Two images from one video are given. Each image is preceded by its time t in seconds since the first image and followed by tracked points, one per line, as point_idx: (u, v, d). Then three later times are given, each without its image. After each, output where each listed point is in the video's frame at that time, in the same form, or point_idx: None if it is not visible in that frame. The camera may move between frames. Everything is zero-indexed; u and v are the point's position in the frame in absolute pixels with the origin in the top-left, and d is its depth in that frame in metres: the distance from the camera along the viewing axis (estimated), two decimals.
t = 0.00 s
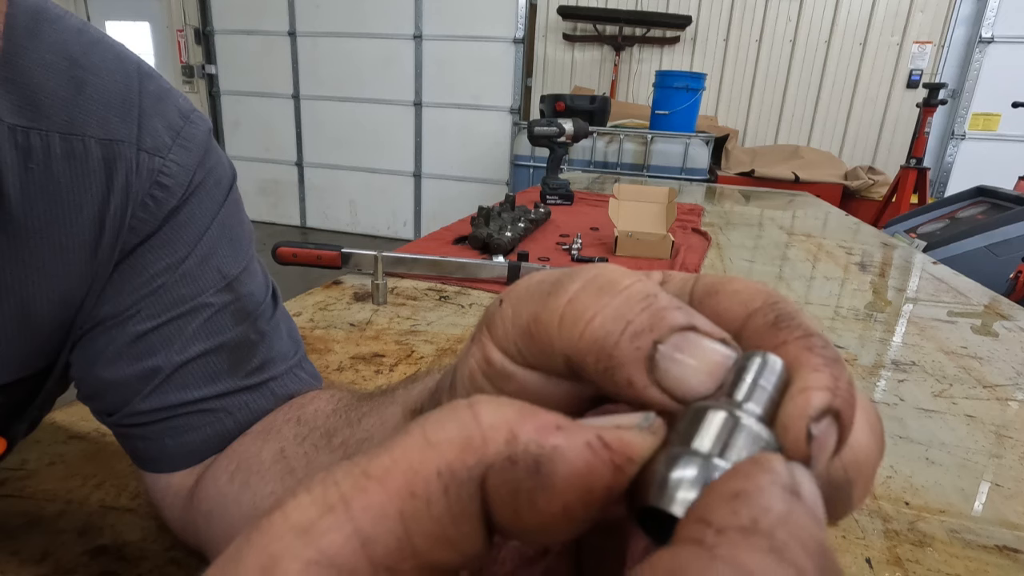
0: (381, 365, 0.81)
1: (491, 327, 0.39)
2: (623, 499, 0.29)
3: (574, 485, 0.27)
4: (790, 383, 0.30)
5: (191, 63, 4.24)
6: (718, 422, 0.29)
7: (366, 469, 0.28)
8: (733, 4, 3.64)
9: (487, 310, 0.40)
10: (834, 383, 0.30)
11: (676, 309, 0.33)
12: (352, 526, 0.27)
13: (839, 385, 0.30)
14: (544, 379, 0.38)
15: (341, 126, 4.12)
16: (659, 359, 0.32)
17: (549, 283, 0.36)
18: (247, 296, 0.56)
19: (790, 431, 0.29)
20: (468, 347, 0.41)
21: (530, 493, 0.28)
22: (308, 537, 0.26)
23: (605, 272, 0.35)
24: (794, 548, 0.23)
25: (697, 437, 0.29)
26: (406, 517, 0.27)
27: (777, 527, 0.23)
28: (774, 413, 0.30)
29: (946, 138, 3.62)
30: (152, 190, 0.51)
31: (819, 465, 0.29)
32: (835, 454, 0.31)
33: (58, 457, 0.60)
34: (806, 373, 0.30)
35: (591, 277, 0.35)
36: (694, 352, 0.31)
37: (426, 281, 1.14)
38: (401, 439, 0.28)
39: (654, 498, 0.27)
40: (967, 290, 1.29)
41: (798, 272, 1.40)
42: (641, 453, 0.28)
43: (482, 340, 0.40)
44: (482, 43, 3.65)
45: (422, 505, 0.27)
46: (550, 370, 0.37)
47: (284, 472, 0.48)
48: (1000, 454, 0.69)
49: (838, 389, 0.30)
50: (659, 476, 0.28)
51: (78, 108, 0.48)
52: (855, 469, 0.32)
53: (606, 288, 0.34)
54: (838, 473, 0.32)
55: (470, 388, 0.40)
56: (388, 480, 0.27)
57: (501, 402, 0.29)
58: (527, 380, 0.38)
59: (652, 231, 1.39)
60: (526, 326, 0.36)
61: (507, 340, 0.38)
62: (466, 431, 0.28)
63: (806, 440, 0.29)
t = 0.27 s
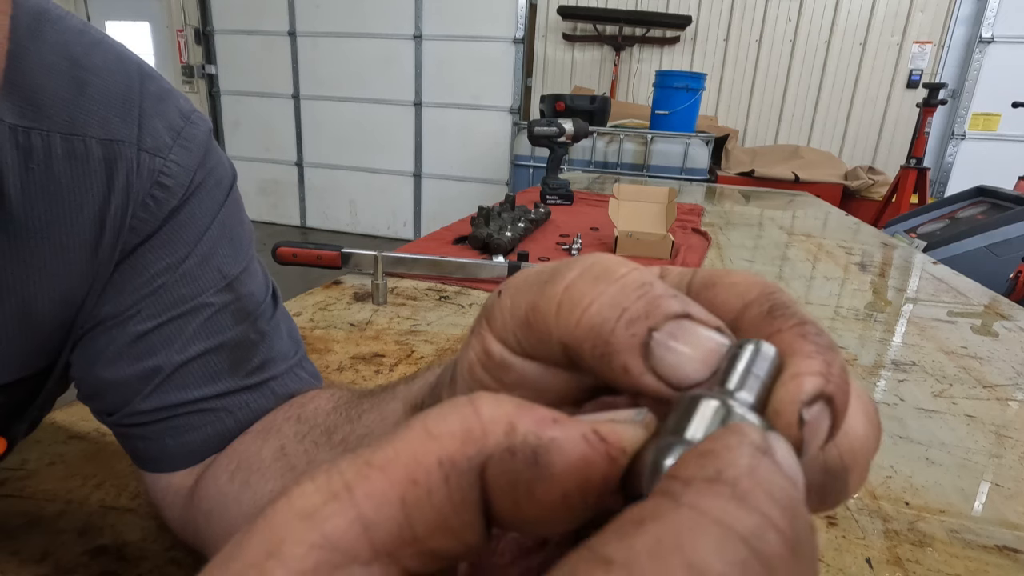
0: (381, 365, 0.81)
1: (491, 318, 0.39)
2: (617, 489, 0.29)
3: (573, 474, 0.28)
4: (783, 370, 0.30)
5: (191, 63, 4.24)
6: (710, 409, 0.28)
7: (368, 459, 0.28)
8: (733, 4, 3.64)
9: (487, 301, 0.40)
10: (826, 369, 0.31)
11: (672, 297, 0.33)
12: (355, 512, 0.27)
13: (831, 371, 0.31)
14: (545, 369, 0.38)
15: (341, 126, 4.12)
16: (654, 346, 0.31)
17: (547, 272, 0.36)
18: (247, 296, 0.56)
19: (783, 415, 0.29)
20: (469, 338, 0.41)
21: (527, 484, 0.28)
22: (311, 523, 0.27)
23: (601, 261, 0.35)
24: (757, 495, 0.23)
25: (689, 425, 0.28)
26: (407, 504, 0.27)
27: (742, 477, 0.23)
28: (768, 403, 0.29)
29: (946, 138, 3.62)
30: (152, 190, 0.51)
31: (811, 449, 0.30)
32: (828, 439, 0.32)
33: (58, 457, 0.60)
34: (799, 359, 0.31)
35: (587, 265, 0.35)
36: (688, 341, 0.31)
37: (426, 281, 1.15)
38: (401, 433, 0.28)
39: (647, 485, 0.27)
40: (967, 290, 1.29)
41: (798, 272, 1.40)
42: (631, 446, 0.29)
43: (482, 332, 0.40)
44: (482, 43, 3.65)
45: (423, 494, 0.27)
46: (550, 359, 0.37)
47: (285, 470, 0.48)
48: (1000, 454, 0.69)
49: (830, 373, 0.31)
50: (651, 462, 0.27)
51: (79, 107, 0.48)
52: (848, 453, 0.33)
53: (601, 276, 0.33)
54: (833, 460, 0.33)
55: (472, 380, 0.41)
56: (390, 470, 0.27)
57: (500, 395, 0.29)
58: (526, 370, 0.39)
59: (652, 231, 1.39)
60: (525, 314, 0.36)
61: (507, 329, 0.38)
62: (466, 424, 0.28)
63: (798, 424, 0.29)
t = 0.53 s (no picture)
0: (381, 365, 0.81)
1: (483, 313, 0.39)
2: (598, 490, 0.29)
3: (551, 477, 0.27)
4: (762, 364, 0.30)
5: (191, 63, 4.24)
6: (689, 411, 0.28)
7: (344, 466, 0.28)
8: (733, 4, 3.64)
9: (479, 298, 0.40)
10: (802, 361, 0.30)
11: (657, 294, 0.32)
12: (334, 524, 0.27)
13: (808, 362, 0.31)
14: (535, 364, 0.38)
15: (341, 126, 4.12)
16: (638, 344, 0.31)
17: (536, 269, 0.36)
18: (248, 295, 0.56)
19: (760, 410, 0.29)
20: (462, 333, 0.41)
21: (504, 485, 0.28)
22: (289, 537, 0.26)
23: (588, 259, 0.34)
24: (770, 500, 0.23)
25: (667, 430, 0.28)
26: (386, 511, 0.27)
27: (753, 481, 0.24)
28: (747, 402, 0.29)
29: (946, 138, 3.62)
30: (154, 190, 0.51)
31: (789, 444, 0.30)
32: (810, 431, 0.31)
33: (58, 457, 0.60)
34: (775, 352, 0.31)
35: (574, 264, 0.34)
36: (671, 340, 0.31)
37: (426, 281, 1.15)
38: (378, 435, 0.28)
39: (627, 490, 0.27)
40: (967, 289, 1.29)
41: (798, 272, 1.40)
42: (612, 449, 0.29)
43: (473, 325, 0.40)
44: (482, 43, 3.65)
45: (401, 498, 0.28)
46: (540, 356, 0.37)
47: (285, 467, 0.48)
48: (1000, 453, 0.69)
49: (807, 366, 0.30)
50: (631, 466, 0.27)
51: (80, 107, 0.48)
52: (832, 444, 0.32)
53: (586, 274, 0.33)
54: (815, 452, 0.32)
55: (465, 372, 0.41)
56: (367, 475, 0.27)
57: (476, 394, 0.29)
58: (516, 364, 0.38)
59: (652, 232, 1.39)
60: (514, 311, 0.36)
61: (497, 326, 0.38)
62: (442, 422, 0.28)
63: (776, 419, 0.29)
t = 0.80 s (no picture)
0: (381, 365, 0.81)
1: (481, 314, 0.39)
2: (595, 493, 0.29)
3: (544, 481, 0.27)
4: (758, 363, 0.30)
5: (191, 63, 4.24)
6: (685, 411, 0.28)
7: (332, 473, 0.28)
8: (733, 4, 3.64)
9: (477, 299, 0.41)
10: (796, 359, 0.30)
11: (655, 295, 0.32)
12: (322, 534, 0.27)
13: (802, 360, 0.31)
14: (533, 365, 0.38)
15: (341, 127, 4.12)
16: (636, 345, 0.31)
17: (533, 270, 0.36)
18: (247, 295, 0.56)
19: (755, 409, 0.29)
20: (461, 335, 0.42)
21: (497, 489, 0.27)
22: (276, 550, 0.27)
23: (585, 260, 0.34)
24: (780, 515, 0.23)
25: (663, 432, 0.28)
26: (376, 519, 0.28)
27: (762, 494, 0.24)
28: (743, 403, 0.30)
29: (946, 138, 3.62)
30: (154, 190, 0.51)
31: (785, 442, 0.30)
32: (806, 430, 0.31)
33: (58, 457, 0.60)
34: (769, 350, 0.31)
35: (572, 265, 0.34)
36: (669, 341, 0.31)
37: (426, 281, 1.15)
38: (367, 441, 0.29)
39: (626, 494, 0.28)
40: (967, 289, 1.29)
41: (798, 272, 1.40)
42: (610, 451, 0.28)
43: (471, 327, 0.40)
44: (482, 43, 3.65)
45: (390, 504, 0.28)
46: (539, 356, 0.37)
47: (284, 467, 0.48)
48: (1000, 454, 0.69)
49: (801, 364, 0.30)
50: (629, 469, 0.28)
51: (80, 108, 0.48)
52: (829, 444, 0.32)
53: (584, 275, 0.33)
54: (812, 452, 0.32)
55: (464, 374, 0.41)
56: (355, 483, 0.28)
57: (468, 395, 0.29)
58: (515, 364, 0.39)
59: (652, 232, 1.39)
60: (512, 312, 0.36)
61: (496, 327, 0.38)
62: (432, 427, 0.28)
63: (771, 418, 0.29)
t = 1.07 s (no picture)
0: (381, 366, 0.81)
1: (481, 314, 0.39)
2: (596, 493, 0.29)
3: (544, 483, 0.27)
4: (759, 365, 0.30)
5: (191, 63, 4.24)
6: (687, 414, 0.28)
7: (338, 470, 0.28)
8: (733, 4, 3.65)
9: (477, 299, 0.41)
10: (799, 360, 0.30)
11: (655, 292, 0.32)
12: (329, 529, 0.27)
13: (805, 362, 0.31)
14: (533, 365, 0.38)
15: (341, 126, 4.12)
16: (635, 344, 0.31)
17: (533, 270, 0.36)
18: (247, 295, 0.56)
19: (757, 411, 0.29)
20: (461, 336, 0.42)
21: (501, 488, 0.28)
22: (282, 544, 0.26)
23: (584, 258, 0.34)
24: (773, 507, 0.23)
25: (666, 435, 0.28)
26: (381, 515, 0.27)
27: (756, 487, 0.24)
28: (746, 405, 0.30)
29: (946, 138, 3.62)
30: (154, 191, 0.51)
31: (788, 444, 0.30)
32: (808, 432, 0.31)
33: (58, 457, 0.60)
34: (771, 352, 0.31)
35: (571, 264, 0.34)
36: (669, 339, 0.31)
37: (426, 281, 1.15)
38: (372, 438, 0.28)
39: (628, 496, 0.27)
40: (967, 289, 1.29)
41: (798, 272, 1.40)
42: (612, 452, 0.29)
43: (472, 327, 0.40)
44: (482, 43, 3.65)
45: (396, 502, 0.27)
46: (539, 356, 0.37)
47: (285, 467, 0.48)
48: (1000, 454, 0.69)
49: (804, 366, 0.30)
50: (631, 471, 0.28)
51: (80, 108, 0.48)
52: (831, 446, 0.32)
53: (583, 274, 0.33)
54: (815, 454, 0.32)
55: (465, 373, 0.41)
56: (361, 479, 0.27)
57: (472, 394, 0.29)
58: (515, 365, 0.39)
59: (652, 232, 1.39)
60: (512, 311, 0.36)
61: (496, 327, 0.38)
62: (437, 424, 0.28)
63: (773, 420, 0.29)
